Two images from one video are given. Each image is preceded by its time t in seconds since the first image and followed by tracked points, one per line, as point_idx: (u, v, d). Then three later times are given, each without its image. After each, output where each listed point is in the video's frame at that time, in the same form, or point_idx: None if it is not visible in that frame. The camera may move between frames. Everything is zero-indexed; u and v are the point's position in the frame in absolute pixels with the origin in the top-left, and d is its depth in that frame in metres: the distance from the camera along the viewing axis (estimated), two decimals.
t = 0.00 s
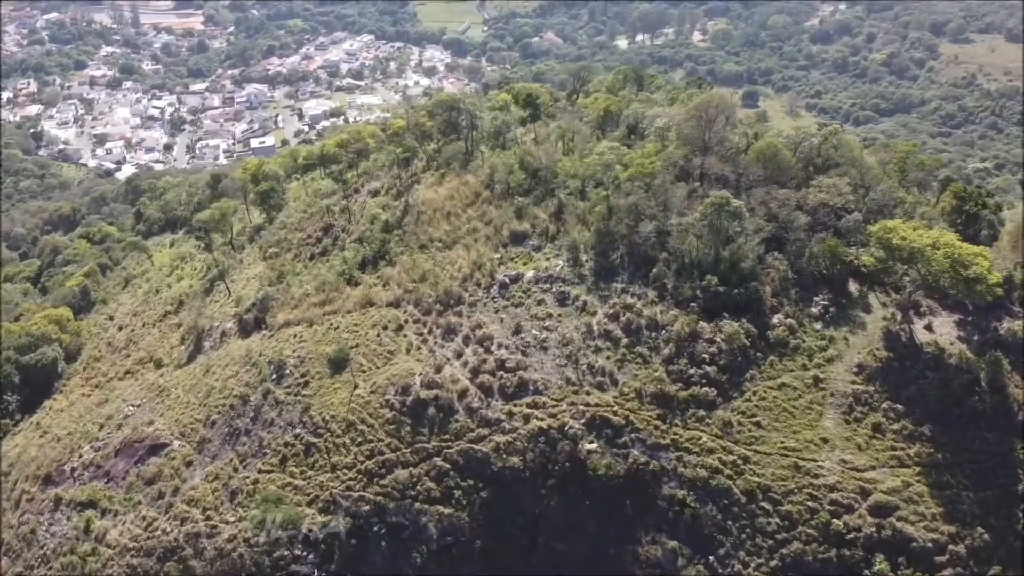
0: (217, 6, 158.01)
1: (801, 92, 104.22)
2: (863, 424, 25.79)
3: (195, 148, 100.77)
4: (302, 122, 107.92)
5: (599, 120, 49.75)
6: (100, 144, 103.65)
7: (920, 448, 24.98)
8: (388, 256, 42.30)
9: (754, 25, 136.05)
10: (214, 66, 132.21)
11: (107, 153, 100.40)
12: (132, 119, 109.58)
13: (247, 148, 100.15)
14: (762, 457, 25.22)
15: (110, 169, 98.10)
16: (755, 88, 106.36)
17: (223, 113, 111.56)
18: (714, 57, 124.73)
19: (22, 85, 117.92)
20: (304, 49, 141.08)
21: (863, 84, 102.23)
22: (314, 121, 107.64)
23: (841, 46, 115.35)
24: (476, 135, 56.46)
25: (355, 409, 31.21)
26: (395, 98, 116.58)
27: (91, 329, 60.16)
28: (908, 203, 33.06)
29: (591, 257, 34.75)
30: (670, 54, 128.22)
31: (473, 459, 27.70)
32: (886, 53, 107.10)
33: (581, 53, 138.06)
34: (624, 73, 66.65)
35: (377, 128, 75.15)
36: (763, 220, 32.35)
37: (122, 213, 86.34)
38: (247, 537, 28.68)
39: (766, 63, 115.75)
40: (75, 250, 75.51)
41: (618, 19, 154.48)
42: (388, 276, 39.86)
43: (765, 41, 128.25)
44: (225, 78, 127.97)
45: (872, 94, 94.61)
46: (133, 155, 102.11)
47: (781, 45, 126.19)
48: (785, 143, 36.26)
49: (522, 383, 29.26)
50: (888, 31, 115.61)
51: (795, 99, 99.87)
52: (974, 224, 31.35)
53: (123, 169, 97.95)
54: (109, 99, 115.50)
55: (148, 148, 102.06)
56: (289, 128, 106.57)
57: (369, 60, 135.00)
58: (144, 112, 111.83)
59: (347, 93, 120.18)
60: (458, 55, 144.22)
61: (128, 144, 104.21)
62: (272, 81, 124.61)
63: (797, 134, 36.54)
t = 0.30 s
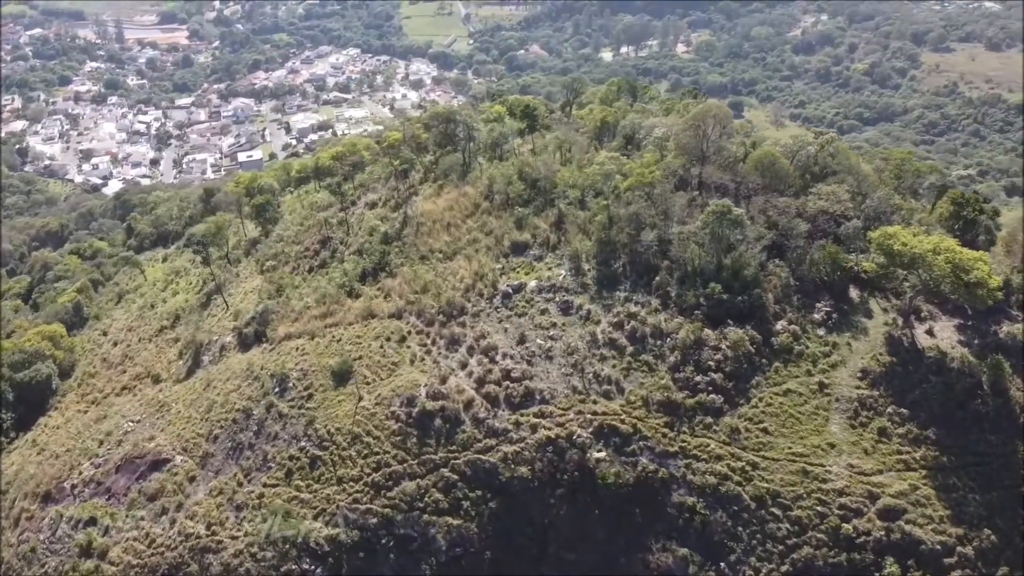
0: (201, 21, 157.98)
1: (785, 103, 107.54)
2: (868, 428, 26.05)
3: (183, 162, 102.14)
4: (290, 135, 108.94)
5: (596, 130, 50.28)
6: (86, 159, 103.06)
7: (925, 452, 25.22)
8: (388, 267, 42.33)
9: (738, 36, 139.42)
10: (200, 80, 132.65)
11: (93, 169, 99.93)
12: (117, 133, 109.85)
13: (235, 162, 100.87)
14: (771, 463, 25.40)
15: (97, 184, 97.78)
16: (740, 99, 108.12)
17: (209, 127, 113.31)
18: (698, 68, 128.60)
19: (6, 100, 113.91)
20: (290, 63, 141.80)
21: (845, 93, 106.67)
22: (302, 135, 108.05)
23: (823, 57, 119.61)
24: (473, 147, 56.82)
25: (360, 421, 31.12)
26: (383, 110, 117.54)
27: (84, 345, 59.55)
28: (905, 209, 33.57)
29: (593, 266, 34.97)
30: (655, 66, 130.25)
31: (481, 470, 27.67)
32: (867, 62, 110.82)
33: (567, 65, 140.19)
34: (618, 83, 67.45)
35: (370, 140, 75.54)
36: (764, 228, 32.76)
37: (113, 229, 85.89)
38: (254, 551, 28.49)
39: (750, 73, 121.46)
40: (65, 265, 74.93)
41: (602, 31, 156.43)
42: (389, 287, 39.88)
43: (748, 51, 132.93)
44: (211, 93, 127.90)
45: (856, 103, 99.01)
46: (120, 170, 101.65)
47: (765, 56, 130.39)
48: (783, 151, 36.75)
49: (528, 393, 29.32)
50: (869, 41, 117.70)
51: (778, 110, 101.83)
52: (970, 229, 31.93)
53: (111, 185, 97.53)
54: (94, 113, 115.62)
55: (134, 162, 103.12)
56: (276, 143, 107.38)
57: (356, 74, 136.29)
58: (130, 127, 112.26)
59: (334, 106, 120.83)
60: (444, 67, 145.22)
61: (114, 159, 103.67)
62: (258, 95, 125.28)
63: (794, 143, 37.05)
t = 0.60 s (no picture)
0: (185, 36, 157.88)
1: (770, 113, 108.55)
2: (874, 433, 26.33)
3: (170, 177, 102.57)
4: (277, 149, 108.98)
5: (593, 141, 50.75)
6: (72, 175, 102.28)
7: (930, 455, 25.50)
8: (388, 279, 42.35)
9: (721, 48, 141.14)
10: (185, 95, 132.63)
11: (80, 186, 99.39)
12: (103, 148, 109.74)
13: (223, 176, 100.77)
14: (779, 469, 25.61)
15: (84, 201, 97.65)
16: (726, 110, 109.52)
17: (195, 141, 112.90)
18: (682, 79, 130.12)
19: None
20: (276, 77, 142.28)
21: (828, 102, 106.79)
22: (290, 148, 108.11)
23: (806, 67, 120.52)
24: (471, 158, 57.14)
25: (365, 433, 31.04)
26: (370, 123, 118.25)
27: (78, 361, 58.89)
28: (903, 216, 34.07)
29: (595, 275, 35.19)
30: (640, 78, 131.95)
31: (489, 480, 27.67)
32: (849, 72, 112.92)
33: (552, 77, 141.03)
34: (611, 95, 68.22)
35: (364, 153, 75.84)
36: (765, 236, 33.19)
37: (102, 244, 85.12)
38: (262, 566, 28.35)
39: (734, 84, 123.28)
40: (55, 281, 74.14)
41: (586, 44, 157.77)
42: (391, 298, 39.92)
43: (731, 62, 134.52)
44: (196, 107, 127.34)
45: (840, 112, 99.42)
46: (106, 186, 101.58)
47: (748, 66, 132.08)
48: (780, 160, 37.26)
49: (535, 403, 29.41)
50: (851, 51, 119.37)
51: (763, 120, 103.19)
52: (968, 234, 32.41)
53: (98, 202, 97.04)
54: (79, 129, 115.29)
55: (121, 178, 102.92)
56: (264, 156, 107.63)
57: (342, 88, 136.70)
58: (116, 142, 112.14)
59: (321, 120, 121.31)
60: (431, 80, 146.28)
61: (100, 174, 103.79)
62: (244, 109, 125.52)
63: (792, 152, 37.55)
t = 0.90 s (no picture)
0: (169, 50, 157.48)
1: (754, 123, 109.70)
2: (878, 437, 26.60)
3: (156, 192, 102.50)
4: (264, 163, 109.23)
5: (590, 151, 51.13)
6: (57, 190, 98.11)
7: (935, 458, 25.77)
8: (389, 290, 42.40)
9: (703, 60, 142.95)
10: (170, 110, 132.84)
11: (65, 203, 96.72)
12: (89, 163, 107.79)
13: (209, 191, 101.08)
14: (786, 475, 25.80)
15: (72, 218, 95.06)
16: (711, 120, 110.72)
17: (182, 156, 113.45)
18: (667, 91, 131.16)
19: None
20: (262, 91, 142.76)
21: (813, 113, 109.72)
22: (277, 163, 108.50)
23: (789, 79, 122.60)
24: (468, 169, 57.43)
25: (371, 445, 30.96)
26: (358, 136, 118.96)
27: (72, 378, 58.22)
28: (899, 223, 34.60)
29: (597, 284, 35.39)
30: (625, 90, 133.33)
31: (498, 490, 27.65)
32: (832, 82, 114.61)
33: (538, 90, 142.12)
34: (605, 107, 68.90)
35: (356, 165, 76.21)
36: (765, 244, 33.59)
37: (91, 260, 84.54)
38: None
39: (718, 95, 125.00)
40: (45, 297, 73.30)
41: (570, 56, 159.16)
42: (392, 310, 39.94)
43: (715, 74, 136.98)
44: (182, 122, 127.68)
45: (823, 123, 101.12)
46: (92, 202, 100.56)
47: (731, 77, 134.03)
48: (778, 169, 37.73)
49: (541, 412, 29.48)
50: (833, 61, 121.09)
51: (748, 130, 104.45)
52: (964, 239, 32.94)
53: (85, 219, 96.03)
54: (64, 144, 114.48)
55: (107, 193, 102.45)
56: (252, 170, 107.94)
57: (328, 101, 137.22)
58: (101, 157, 110.91)
59: (308, 133, 121.74)
60: (417, 93, 147.22)
61: (86, 191, 102.29)
62: (230, 123, 125.74)
63: (788, 160, 38.06)
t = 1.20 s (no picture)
0: (154, 65, 157.43)
1: (738, 132, 110.88)
2: (883, 442, 26.86)
3: (143, 206, 101.55)
4: (251, 177, 109.42)
5: (586, 161, 51.43)
6: (43, 207, 100.57)
7: (939, 461, 26.05)
8: (389, 301, 42.42)
9: (687, 71, 144.54)
10: (155, 124, 132.45)
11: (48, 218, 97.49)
12: (74, 179, 108.52)
13: (196, 207, 100.78)
14: (793, 480, 26.00)
15: (56, 232, 95.39)
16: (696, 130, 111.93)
17: (167, 170, 112.72)
18: (651, 102, 132.16)
19: None
20: (247, 104, 142.87)
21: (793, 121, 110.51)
22: (264, 176, 108.71)
23: (771, 88, 123.85)
24: (466, 180, 57.69)
25: (376, 458, 30.87)
26: (346, 149, 119.29)
27: (66, 394, 57.79)
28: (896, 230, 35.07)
29: (599, 293, 35.59)
30: (610, 101, 134.47)
31: (506, 501, 27.64)
32: (815, 91, 116.12)
33: (523, 102, 142.32)
34: (598, 117, 69.36)
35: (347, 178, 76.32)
36: (765, 251, 33.96)
37: (79, 275, 83.78)
38: None
39: (703, 106, 126.03)
40: (36, 315, 72.86)
41: (556, 68, 160.33)
42: (393, 321, 39.95)
43: (698, 84, 137.87)
44: (168, 136, 127.48)
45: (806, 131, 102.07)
46: (78, 217, 99.91)
47: (715, 88, 135.48)
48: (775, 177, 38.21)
49: (547, 422, 29.57)
50: (816, 71, 122.76)
51: (733, 139, 105.55)
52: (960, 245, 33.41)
53: (71, 233, 95.77)
54: (49, 160, 113.70)
55: (93, 209, 101.46)
56: (239, 184, 108.09)
57: (315, 114, 137.75)
58: (87, 173, 110.98)
59: (295, 147, 121.85)
60: (403, 106, 148.00)
61: (72, 206, 101.82)
62: (217, 137, 125.78)
63: (786, 169, 38.55)
